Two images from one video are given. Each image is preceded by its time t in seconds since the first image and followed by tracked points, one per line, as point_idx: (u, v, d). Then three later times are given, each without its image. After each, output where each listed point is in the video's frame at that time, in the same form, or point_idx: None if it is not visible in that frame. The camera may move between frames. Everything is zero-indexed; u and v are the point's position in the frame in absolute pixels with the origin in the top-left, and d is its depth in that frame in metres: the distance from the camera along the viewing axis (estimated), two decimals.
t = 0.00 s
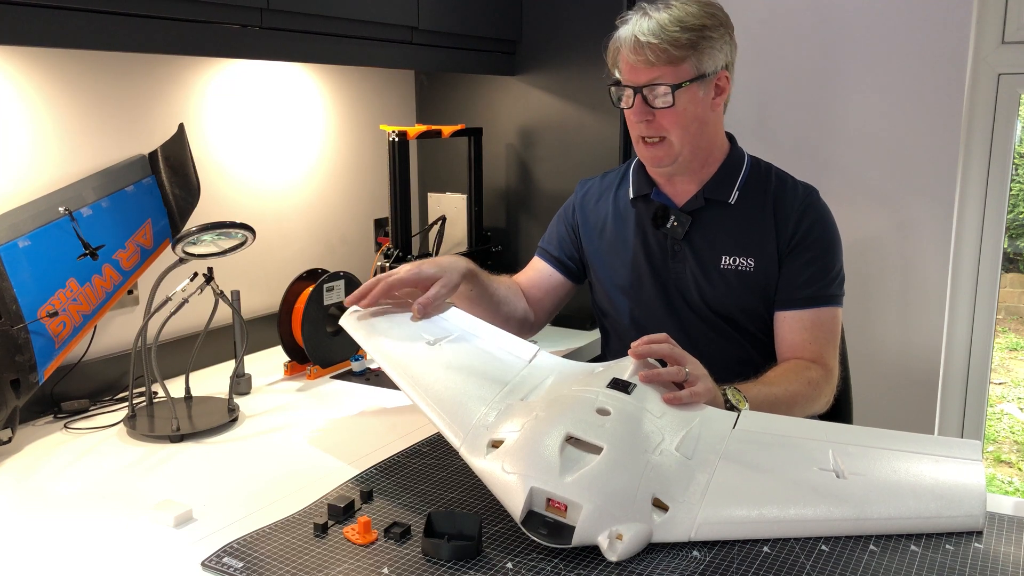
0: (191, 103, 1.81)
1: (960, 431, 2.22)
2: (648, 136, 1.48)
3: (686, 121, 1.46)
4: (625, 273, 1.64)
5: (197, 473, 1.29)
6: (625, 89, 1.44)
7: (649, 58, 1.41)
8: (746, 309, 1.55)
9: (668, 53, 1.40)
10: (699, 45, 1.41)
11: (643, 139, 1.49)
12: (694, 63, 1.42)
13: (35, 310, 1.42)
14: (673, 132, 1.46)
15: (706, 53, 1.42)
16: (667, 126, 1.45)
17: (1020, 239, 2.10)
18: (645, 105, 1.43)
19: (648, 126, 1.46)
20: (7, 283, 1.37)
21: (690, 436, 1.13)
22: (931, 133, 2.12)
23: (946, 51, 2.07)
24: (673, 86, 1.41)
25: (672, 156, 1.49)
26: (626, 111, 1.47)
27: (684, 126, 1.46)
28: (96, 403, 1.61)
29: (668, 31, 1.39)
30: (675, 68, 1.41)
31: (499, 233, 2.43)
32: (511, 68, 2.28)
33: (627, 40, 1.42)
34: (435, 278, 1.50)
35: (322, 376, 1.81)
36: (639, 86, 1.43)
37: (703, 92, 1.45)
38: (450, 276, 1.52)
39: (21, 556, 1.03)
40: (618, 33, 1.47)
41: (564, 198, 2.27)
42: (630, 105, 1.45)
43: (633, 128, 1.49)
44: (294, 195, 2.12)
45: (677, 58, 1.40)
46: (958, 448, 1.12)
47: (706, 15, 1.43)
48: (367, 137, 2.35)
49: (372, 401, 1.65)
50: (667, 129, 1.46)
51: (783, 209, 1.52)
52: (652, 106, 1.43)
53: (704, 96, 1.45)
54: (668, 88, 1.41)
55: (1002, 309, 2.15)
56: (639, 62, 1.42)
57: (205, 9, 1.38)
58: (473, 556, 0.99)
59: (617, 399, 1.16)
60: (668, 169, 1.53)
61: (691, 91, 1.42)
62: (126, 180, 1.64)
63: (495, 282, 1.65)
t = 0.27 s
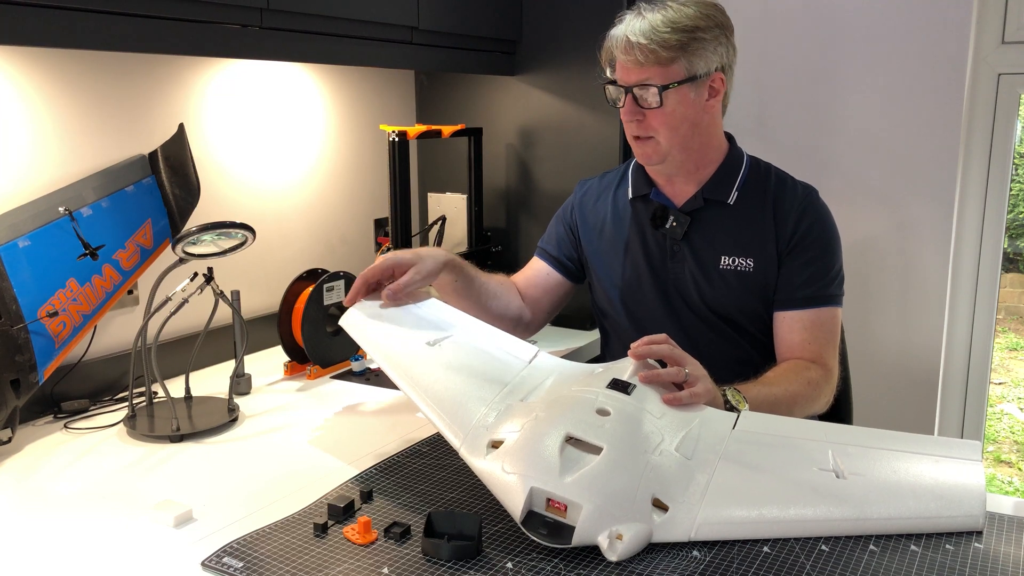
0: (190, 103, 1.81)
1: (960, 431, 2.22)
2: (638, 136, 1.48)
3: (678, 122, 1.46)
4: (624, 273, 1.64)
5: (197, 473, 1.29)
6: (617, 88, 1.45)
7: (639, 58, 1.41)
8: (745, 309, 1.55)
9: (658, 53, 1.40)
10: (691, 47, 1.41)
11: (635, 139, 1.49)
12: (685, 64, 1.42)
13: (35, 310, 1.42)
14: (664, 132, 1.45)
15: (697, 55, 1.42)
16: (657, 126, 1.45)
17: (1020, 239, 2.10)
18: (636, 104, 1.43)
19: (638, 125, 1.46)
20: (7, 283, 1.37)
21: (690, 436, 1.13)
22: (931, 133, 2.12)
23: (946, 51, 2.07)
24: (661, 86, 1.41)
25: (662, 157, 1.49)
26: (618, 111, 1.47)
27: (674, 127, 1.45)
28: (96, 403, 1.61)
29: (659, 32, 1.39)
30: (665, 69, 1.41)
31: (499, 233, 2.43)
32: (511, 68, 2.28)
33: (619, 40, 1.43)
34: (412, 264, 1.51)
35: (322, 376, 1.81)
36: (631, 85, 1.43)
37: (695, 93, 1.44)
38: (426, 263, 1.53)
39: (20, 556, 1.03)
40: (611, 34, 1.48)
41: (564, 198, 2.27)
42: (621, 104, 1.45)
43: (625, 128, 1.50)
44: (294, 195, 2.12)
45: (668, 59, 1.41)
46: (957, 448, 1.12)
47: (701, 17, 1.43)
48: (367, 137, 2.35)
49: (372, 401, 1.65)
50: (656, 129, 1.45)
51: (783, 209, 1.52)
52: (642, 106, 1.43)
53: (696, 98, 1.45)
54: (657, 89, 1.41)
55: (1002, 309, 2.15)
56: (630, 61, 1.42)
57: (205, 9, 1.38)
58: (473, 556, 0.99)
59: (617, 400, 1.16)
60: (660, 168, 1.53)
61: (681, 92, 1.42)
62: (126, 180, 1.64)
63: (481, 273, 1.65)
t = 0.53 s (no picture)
0: (190, 103, 1.81)
1: (960, 430, 2.22)
2: (638, 136, 1.48)
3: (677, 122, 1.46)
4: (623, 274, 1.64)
5: (197, 473, 1.29)
6: (617, 88, 1.44)
7: (639, 57, 1.41)
8: (744, 309, 1.55)
9: (658, 52, 1.40)
10: (691, 46, 1.41)
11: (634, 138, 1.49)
12: (685, 64, 1.42)
13: (35, 310, 1.42)
14: (663, 132, 1.45)
15: (696, 54, 1.42)
16: (657, 126, 1.45)
17: (1020, 239, 2.10)
18: (635, 104, 1.43)
19: (637, 125, 1.46)
20: (7, 283, 1.38)
21: (689, 437, 1.13)
22: (931, 133, 2.12)
23: (946, 51, 2.07)
24: (661, 86, 1.41)
25: (661, 156, 1.48)
26: (617, 111, 1.47)
27: (673, 127, 1.45)
28: (96, 403, 1.61)
29: (659, 32, 1.39)
30: (665, 69, 1.41)
31: (499, 233, 2.43)
32: (511, 68, 2.28)
33: (619, 40, 1.43)
34: (407, 263, 1.50)
35: (322, 376, 1.81)
36: (630, 85, 1.43)
37: (694, 93, 1.45)
38: (422, 263, 1.52)
39: (21, 556, 1.03)
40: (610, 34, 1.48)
41: (564, 198, 2.27)
42: (621, 104, 1.45)
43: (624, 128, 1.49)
44: (294, 195, 2.12)
45: (668, 58, 1.41)
46: (955, 448, 1.12)
47: (700, 17, 1.44)
48: (367, 137, 2.35)
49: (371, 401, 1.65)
50: (655, 128, 1.45)
51: (781, 209, 1.52)
52: (642, 105, 1.43)
53: (695, 97, 1.45)
54: (657, 88, 1.41)
55: (1002, 309, 2.15)
56: (630, 61, 1.42)
57: (206, 10, 1.38)
58: (473, 557, 0.99)
59: (617, 400, 1.16)
60: (659, 168, 1.53)
61: (680, 92, 1.42)
62: (126, 180, 1.64)
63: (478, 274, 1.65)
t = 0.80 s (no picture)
0: (191, 103, 1.81)
1: (960, 430, 2.22)
2: (645, 135, 1.47)
3: (683, 119, 1.46)
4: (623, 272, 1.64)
5: (197, 473, 1.29)
6: (622, 88, 1.44)
7: (645, 56, 1.40)
8: (744, 308, 1.55)
9: (665, 50, 1.40)
10: (695, 43, 1.41)
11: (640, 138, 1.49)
12: (690, 60, 1.42)
13: (35, 310, 1.42)
14: (671, 130, 1.45)
15: (701, 51, 1.43)
16: (664, 124, 1.45)
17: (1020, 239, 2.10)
18: (642, 103, 1.42)
19: (645, 124, 1.45)
20: (7, 283, 1.38)
21: (688, 451, 1.12)
22: (931, 133, 2.12)
23: (946, 51, 2.07)
24: (669, 84, 1.41)
25: (669, 154, 1.49)
26: (623, 111, 1.47)
27: (680, 124, 1.45)
28: (96, 403, 1.61)
29: (664, 30, 1.39)
30: (671, 66, 1.41)
31: (499, 233, 2.43)
32: (511, 68, 2.28)
33: (622, 40, 1.42)
34: (400, 291, 1.49)
35: (322, 376, 1.81)
36: (637, 84, 1.42)
37: (699, 89, 1.45)
38: (417, 288, 1.50)
39: (21, 556, 1.03)
40: (612, 34, 1.47)
41: (564, 198, 2.27)
42: (627, 104, 1.44)
43: (630, 128, 1.49)
44: (294, 195, 2.12)
45: (674, 56, 1.40)
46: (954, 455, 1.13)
47: (703, 14, 1.44)
48: (367, 137, 2.35)
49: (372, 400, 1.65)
50: (663, 127, 1.45)
51: (781, 207, 1.52)
52: (649, 104, 1.42)
53: (701, 93, 1.45)
54: (665, 86, 1.41)
55: (1002, 309, 2.15)
56: (635, 60, 1.42)
57: (206, 9, 1.39)
58: (473, 556, 0.99)
59: (616, 412, 1.16)
60: (665, 167, 1.53)
61: (688, 89, 1.43)
62: (126, 180, 1.64)
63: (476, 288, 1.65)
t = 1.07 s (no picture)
0: (191, 103, 1.81)
1: (960, 430, 2.22)
2: (648, 135, 1.47)
3: (685, 117, 1.46)
4: (623, 274, 1.64)
5: (196, 473, 1.29)
6: (625, 89, 1.44)
7: (647, 56, 1.41)
8: (745, 308, 1.55)
9: (666, 49, 1.40)
10: (695, 41, 1.41)
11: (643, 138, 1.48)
12: (691, 59, 1.42)
13: (35, 310, 1.42)
14: (675, 128, 1.45)
15: (702, 49, 1.43)
16: (667, 123, 1.45)
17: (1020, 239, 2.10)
18: (645, 103, 1.42)
19: (648, 124, 1.45)
20: (7, 283, 1.38)
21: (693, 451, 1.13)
22: (931, 133, 2.12)
23: (946, 51, 2.07)
24: (672, 82, 1.41)
25: (672, 153, 1.48)
26: (625, 111, 1.47)
27: (683, 123, 1.45)
28: (96, 403, 1.61)
29: (664, 28, 1.39)
30: (673, 65, 1.41)
31: (499, 233, 2.43)
32: (511, 68, 2.28)
33: (623, 40, 1.42)
34: (391, 331, 1.53)
35: (322, 376, 1.81)
36: (639, 84, 1.42)
37: (700, 88, 1.45)
38: (407, 324, 1.54)
39: (20, 556, 1.03)
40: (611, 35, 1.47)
41: (564, 198, 2.27)
42: (629, 104, 1.44)
43: (632, 128, 1.49)
44: (294, 195, 2.12)
45: (675, 54, 1.40)
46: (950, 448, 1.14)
47: (702, 13, 1.44)
48: (367, 137, 2.35)
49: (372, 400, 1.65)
50: (667, 125, 1.45)
51: (781, 206, 1.52)
52: (652, 104, 1.42)
53: (702, 91, 1.45)
54: (668, 85, 1.41)
55: (1002, 309, 2.15)
56: (637, 60, 1.42)
57: (206, 9, 1.39)
58: (474, 556, 0.99)
59: (615, 421, 1.16)
60: (667, 166, 1.52)
61: (690, 87, 1.43)
62: (126, 180, 1.64)
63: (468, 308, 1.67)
